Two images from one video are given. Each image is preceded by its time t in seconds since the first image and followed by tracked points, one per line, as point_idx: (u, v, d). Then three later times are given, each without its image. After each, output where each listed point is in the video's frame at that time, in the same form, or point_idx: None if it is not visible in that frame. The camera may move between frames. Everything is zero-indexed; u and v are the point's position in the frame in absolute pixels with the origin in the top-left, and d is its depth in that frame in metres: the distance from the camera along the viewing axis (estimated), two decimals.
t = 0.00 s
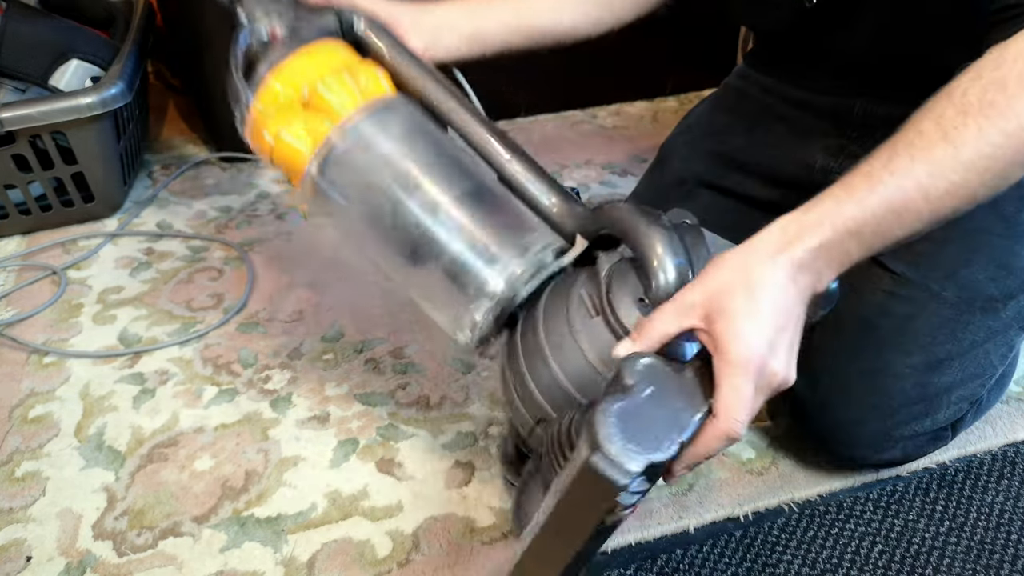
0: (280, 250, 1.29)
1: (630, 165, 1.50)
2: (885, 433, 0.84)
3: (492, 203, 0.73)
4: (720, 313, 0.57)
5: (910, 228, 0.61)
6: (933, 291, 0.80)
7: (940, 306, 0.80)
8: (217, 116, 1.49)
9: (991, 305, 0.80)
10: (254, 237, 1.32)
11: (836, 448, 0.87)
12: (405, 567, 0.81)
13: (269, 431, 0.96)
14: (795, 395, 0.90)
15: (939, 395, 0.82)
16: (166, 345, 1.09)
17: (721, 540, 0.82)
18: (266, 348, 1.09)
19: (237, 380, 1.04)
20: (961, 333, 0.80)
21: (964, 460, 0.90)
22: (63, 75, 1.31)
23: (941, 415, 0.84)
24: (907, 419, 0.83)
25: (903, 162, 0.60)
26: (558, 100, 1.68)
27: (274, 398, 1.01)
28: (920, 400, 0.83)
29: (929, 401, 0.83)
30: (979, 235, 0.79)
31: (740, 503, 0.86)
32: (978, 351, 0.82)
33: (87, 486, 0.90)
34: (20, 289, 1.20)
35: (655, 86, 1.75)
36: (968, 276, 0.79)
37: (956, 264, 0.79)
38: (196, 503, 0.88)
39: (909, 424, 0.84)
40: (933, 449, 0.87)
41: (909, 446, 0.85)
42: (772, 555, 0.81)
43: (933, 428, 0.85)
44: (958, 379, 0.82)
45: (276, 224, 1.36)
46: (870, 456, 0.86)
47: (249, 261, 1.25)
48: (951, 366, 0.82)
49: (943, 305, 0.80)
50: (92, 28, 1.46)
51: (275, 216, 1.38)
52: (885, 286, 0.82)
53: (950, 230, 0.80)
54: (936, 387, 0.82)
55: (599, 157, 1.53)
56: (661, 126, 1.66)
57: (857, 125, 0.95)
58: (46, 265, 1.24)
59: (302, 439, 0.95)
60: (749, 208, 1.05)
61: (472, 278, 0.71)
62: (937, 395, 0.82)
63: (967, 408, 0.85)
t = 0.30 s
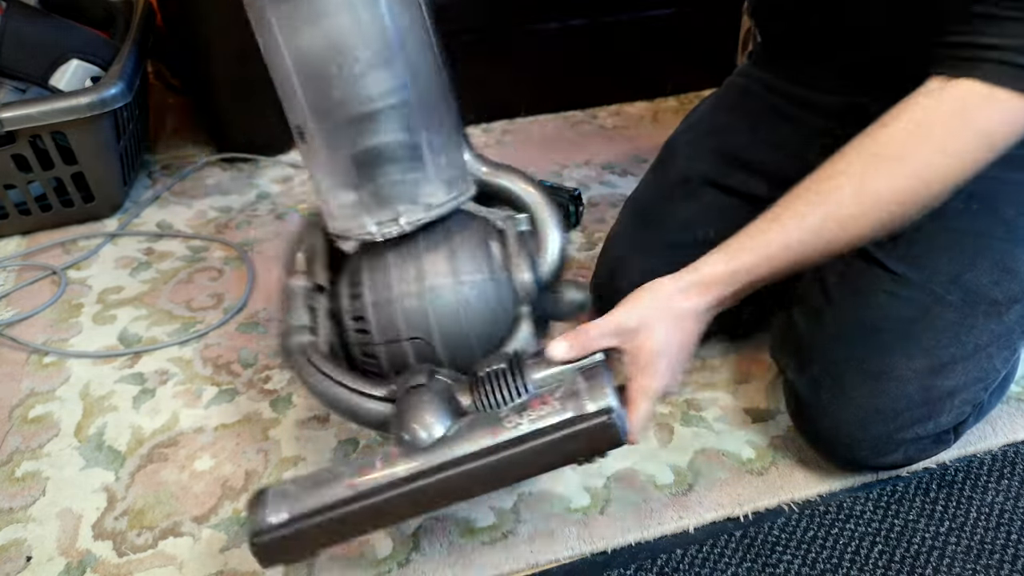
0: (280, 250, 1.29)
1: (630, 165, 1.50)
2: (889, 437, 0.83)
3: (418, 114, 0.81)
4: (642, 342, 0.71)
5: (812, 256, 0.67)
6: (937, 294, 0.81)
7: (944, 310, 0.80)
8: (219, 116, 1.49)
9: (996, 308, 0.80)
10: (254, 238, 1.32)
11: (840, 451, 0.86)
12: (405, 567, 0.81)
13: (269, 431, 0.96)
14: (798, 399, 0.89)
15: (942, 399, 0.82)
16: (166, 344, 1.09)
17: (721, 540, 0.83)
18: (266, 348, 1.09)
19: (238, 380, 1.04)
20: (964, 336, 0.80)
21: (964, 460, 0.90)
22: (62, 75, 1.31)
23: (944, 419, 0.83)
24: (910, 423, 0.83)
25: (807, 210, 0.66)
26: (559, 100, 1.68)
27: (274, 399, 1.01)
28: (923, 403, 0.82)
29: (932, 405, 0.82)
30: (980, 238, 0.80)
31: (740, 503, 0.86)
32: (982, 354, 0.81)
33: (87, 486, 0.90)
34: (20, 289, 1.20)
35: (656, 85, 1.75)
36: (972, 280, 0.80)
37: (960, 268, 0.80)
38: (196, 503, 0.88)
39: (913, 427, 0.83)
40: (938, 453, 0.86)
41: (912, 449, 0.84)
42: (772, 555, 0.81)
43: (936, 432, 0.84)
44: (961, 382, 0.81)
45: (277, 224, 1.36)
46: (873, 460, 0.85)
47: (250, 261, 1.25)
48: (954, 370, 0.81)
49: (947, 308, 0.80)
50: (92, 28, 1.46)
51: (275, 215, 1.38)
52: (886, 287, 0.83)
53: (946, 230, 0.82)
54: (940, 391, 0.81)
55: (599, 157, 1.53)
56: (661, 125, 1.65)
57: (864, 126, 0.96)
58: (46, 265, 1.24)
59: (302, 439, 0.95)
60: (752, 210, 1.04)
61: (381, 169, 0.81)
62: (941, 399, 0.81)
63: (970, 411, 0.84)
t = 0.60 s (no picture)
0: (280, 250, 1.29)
1: (630, 165, 1.50)
2: (884, 435, 0.83)
3: (426, 181, 0.82)
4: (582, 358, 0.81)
5: (703, 271, 0.76)
6: (925, 291, 0.81)
7: (932, 305, 0.80)
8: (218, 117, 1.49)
9: (986, 304, 0.80)
10: (254, 237, 1.32)
11: (836, 450, 0.86)
12: (405, 567, 0.81)
13: (270, 431, 0.96)
14: (791, 399, 0.89)
15: (936, 396, 0.81)
16: (166, 344, 1.09)
17: (721, 540, 0.83)
18: (266, 348, 1.09)
19: (238, 380, 1.04)
20: (955, 333, 0.80)
21: (964, 461, 0.90)
22: (63, 75, 1.31)
23: (938, 417, 0.82)
24: (904, 421, 0.82)
25: (689, 234, 0.75)
26: (558, 100, 1.68)
27: (274, 399, 1.00)
28: (917, 400, 0.81)
29: (926, 402, 0.82)
30: (970, 235, 0.81)
31: (740, 502, 0.86)
32: (975, 351, 0.81)
33: (87, 486, 0.90)
34: (20, 289, 1.20)
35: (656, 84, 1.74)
36: (961, 278, 0.80)
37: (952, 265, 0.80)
38: (195, 503, 0.88)
39: (907, 425, 0.82)
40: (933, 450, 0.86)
41: (908, 447, 0.84)
42: (773, 555, 0.81)
43: (931, 430, 0.84)
44: (954, 379, 0.81)
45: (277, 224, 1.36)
46: (869, 458, 0.85)
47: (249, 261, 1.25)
48: (948, 366, 0.81)
49: (935, 304, 0.80)
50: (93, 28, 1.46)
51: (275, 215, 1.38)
52: (876, 286, 0.84)
53: (938, 229, 0.82)
54: (934, 387, 0.81)
55: (599, 157, 1.53)
56: (661, 125, 1.65)
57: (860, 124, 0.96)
58: (46, 265, 1.24)
59: (303, 439, 0.95)
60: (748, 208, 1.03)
61: (383, 221, 0.83)
62: (935, 396, 0.81)
63: (964, 409, 0.84)
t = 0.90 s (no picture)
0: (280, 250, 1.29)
1: (630, 165, 1.50)
2: (882, 433, 0.83)
3: (434, 182, 0.83)
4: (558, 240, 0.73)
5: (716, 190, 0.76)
6: (923, 289, 0.81)
7: (929, 304, 0.81)
8: (218, 116, 1.49)
9: (983, 303, 0.80)
10: (254, 237, 1.32)
11: (834, 449, 0.86)
12: (405, 567, 0.81)
13: (270, 431, 0.96)
14: (790, 398, 0.89)
15: (934, 395, 0.81)
16: (166, 345, 1.09)
17: (721, 540, 0.83)
18: (266, 348, 1.09)
19: (238, 380, 1.04)
20: (952, 331, 0.80)
21: (964, 461, 0.90)
22: (62, 75, 1.31)
23: (937, 415, 0.82)
24: (902, 419, 0.82)
25: (721, 146, 0.74)
26: (559, 100, 1.68)
27: (274, 399, 1.00)
28: (915, 399, 0.81)
29: (924, 401, 0.82)
30: (966, 233, 0.81)
31: (739, 502, 0.86)
32: (972, 349, 0.81)
33: (87, 486, 0.90)
34: (20, 289, 1.20)
35: (656, 84, 1.74)
36: (957, 275, 0.80)
37: (948, 262, 0.81)
38: (195, 503, 0.88)
39: (906, 424, 0.82)
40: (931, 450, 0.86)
41: (906, 446, 0.84)
42: (773, 554, 0.81)
43: (929, 429, 0.84)
44: (952, 378, 0.81)
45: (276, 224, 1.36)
46: (867, 457, 0.85)
47: (249, 261, 1.25)
48: (945, 365, 0.81)
49: (932, 303, 0.80)
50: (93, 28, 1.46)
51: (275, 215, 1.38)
52: (872, 284, 0.84)
53: (934, 228, 0.82)
54: (932, 386, 0.81)
55: (599, 157, 1.53)
56: (661, 126, 1.65)
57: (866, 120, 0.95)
58: (46, 265, 1.24)
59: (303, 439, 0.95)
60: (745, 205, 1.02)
61: (390, 219, 0.83)
62: (933, 394, 0.81)
63: (962, 408, 0.84)
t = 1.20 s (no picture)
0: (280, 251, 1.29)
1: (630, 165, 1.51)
2: (884, 428, 0.83)
3: (430, 183, 0.83)
4: (614, 150, 0.70)
5: (803, 134, 0.70)
6: (932, 286, 0.81)
7: (938, 301, 0.80)
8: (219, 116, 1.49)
9: (991, 304, 0.80)
10: (255, 238, 1.32)
11: (835, 443, 0.87)
12: (405, 566, 0.81)
13: (271, 430, 0.96)
14: (793, 392, 0.90)
15: (938, 392, 0.81)
16: (167, 345, 1.09)
17: (721, 540, 0.83)
18: (267, 348, 1.09)
19: (239, 379, 1.04)
20: (960, 329, 0.80)
21: (962, 460, 0.91)
22: (64, 76, 1.32)
23: (940, 413, 0.82)
24: (905, 415, 0.82)
25: (805, 87, 0.69)
26: (559, 101, 1.69)
27: (275, 399, 1.01)
28: (919, 395, 0.81)
29: (927, 397, 0.82)
30: (977, 234, 0.80)
31: (738, 501, 0.86)
32: (979, 348, 0.81)
33: (88, 486, 0.91)
34: (22, 289, 1.21)
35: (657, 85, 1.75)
36: (969, 275, 0.79)
37: (960, 263, 0.80)
38: (196, 503, 0.88)
39: (908, 420, 0.83)
40: (932, 449, 0.86)
41: (908, 443, 0.84)
42: (772, 553, 0.81)
43: (932, 427, 0.84)
44: (956, 375, 0.81)
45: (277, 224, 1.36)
46: (868, 452, 0.85)
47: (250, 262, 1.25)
48: (950, 363, 0.81)
49: (941, 300, 0.80)
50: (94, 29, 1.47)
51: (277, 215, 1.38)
52: (882, 280, 0.83)
53: (945, 227, 0.82)
54: (936, 382, 0.81)
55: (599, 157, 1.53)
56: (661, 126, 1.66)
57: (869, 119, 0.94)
58: (47, 265, 1.25)
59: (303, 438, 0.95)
60: (749, 207, 1.02)
61: (387, 220, 0.84)
62: (937, 391, 0.81)
63: (966, 408, 0.84)
